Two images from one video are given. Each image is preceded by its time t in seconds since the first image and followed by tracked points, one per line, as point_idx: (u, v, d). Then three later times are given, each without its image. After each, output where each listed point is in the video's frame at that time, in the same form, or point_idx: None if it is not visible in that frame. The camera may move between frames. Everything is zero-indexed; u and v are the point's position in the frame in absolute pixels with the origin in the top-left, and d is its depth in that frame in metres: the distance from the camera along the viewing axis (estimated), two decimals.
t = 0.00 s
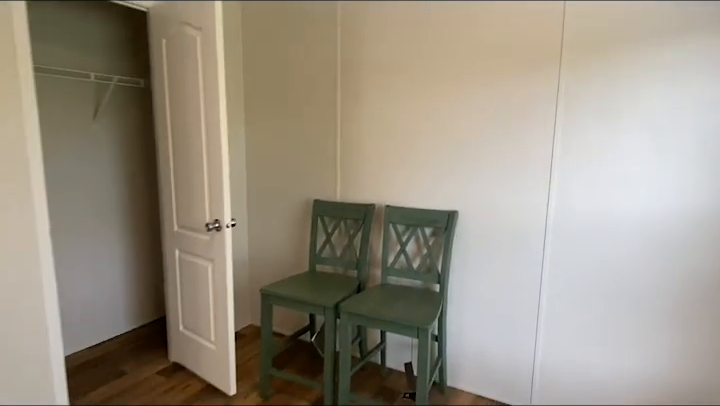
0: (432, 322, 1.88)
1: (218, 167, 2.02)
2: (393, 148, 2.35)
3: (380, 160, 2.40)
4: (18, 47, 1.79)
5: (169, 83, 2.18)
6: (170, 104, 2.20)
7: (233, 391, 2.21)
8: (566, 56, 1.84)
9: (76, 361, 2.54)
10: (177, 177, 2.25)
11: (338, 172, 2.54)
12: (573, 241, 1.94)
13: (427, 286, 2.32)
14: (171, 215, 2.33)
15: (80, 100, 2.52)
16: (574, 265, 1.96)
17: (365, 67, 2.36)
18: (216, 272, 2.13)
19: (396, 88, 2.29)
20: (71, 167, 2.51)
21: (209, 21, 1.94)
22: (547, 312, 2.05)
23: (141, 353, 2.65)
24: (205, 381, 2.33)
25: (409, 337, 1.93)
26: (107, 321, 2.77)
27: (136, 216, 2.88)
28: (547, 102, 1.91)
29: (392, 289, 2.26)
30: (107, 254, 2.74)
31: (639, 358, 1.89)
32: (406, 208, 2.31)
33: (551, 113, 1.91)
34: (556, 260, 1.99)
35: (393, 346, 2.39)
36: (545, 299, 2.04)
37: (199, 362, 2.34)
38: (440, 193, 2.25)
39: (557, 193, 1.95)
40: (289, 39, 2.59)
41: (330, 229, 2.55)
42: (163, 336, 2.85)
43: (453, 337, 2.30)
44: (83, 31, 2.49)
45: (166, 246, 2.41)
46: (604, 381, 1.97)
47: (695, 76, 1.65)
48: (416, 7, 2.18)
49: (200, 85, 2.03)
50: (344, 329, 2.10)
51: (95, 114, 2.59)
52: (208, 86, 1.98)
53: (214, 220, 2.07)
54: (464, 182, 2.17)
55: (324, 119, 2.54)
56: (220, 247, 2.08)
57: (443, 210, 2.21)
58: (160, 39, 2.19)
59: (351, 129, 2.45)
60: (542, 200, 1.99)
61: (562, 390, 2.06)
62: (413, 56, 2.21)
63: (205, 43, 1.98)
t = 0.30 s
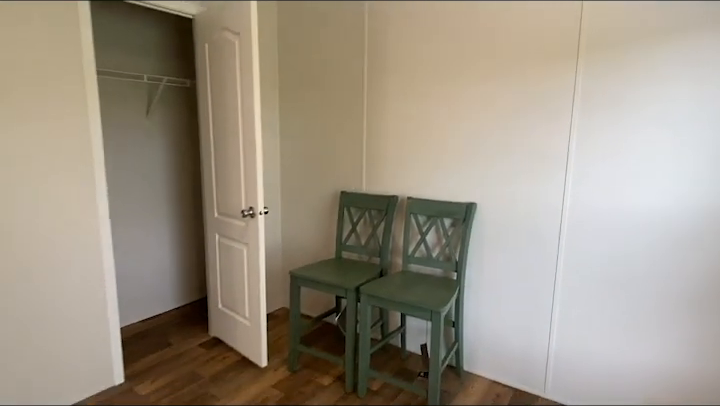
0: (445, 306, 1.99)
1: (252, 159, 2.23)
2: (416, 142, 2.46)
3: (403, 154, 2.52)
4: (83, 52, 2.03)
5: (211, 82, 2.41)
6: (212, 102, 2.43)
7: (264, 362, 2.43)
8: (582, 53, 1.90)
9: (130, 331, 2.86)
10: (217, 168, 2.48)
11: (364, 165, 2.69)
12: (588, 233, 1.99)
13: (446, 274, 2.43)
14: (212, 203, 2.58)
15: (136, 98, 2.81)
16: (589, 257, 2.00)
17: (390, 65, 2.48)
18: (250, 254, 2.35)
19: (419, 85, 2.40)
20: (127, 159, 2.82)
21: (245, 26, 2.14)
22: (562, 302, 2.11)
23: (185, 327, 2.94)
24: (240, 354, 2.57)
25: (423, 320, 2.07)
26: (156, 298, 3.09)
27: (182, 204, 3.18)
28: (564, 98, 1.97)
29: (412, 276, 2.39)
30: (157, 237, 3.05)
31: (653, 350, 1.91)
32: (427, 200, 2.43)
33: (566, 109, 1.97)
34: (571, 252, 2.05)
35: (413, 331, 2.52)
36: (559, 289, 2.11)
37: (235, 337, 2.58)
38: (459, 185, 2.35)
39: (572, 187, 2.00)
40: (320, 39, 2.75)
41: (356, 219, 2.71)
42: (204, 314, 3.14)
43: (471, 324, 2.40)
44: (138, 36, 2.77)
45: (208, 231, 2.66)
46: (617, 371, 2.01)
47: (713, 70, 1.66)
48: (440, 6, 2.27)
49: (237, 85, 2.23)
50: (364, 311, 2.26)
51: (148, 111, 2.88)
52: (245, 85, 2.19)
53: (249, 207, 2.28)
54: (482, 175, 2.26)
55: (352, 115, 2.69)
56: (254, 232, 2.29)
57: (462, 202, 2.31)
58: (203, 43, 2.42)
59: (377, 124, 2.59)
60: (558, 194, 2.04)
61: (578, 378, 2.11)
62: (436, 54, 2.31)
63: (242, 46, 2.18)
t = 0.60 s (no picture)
0: (459, 294, 2.08)
1: (279, 152, 2.38)
2: (437, 136, 2.53)
3: (424, 148, 2.60)
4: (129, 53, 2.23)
5: (243, 81, 2.59)
6: (244, 99, 2.60)
7: (289, 342, 2.60)
8: (602, 47, 1.91)
9: (169, 311, 3.11)
10: (249, 161, 2.66)
11: (387, 158, 2.79)
12: (605, 226, 2.01)
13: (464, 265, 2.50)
14: (244, 193, 2.76)
15: (176, 95, 3.04)
16: (606, 250, 2.02)
17: (412, 61, 2.56)
18: (277, 241, 2.51)
19: (440, 80, 2.46)
20: (168, 152, 3.06)
21: (274, 27, 2.28)
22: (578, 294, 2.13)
23: (219, 309, 3.16)
24: (268, 334, 2.75)
25: (437, 307, 2.17)
26: (193, 281, 3.33)
27: (217, 194, 3.39)
28: (582, 94, 1.99)
29: (430, 265, 2.48)
30: (194, 225, 3.29)
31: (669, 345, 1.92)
32: (447, 193, 2.50)
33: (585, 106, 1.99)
34: (587, 245, 2.07)
35: (431, 318, 2.61)
36: (576, 281, 2.13)
37: (263, 318, 2.77)
38: (478, 178, 2.40)
39: (590, 180, 2.02)
40: (345, 36, 2.86)
41: (378, 210, 2.82)
42: (236, 297, 3.35)
43: (488, 314, 2.46)
44: (178, 38, 2.98)
45: (240, 220, 2.85)
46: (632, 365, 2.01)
47: None
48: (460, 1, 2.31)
49: (267, 83, 2.39)
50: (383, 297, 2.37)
51: (187, 108, 3.10)
52: (273, 83, 2.34)
53: (277, 197, 2.44)
54: (501, 168, 2.31)
55: (376, 110, 2.79)
56: (281, 220, 2.45)
57: (480, 195, 2.36)
58: (237, 43, 2.59)
59: (400, 119, 2.68)
60: (576, 188, 2.07)
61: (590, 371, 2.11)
62: (456, 48, 2.35)
63: (271, 47, 2.33)
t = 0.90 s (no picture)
0: (472, 287, 2.12)
1: (300, 147, 2.49)
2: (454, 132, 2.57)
3: (441, 144, 2.65)
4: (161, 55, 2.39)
5: (267, 79, 2.70)
6: (268, 96, 2.72)
7: (309, 329, 2.72)
8: (619, 44, 1.92)
9: (197, 297, 3.29)
10: (272, 156, 2.78)
11: (405, 153, 2.84)
12: (622, 221, 2.01)
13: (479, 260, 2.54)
14: (267, 187, 2.89)
15: (206, 94, 3.20)
16: (622, 244, 2.03)
17: (431, 58, 2.60)
18: (297, 233, 2.62)
19: (459, 77, 2.49)
20: (198, 147, 3.22)
21: (297, 27, 2.38)
22: (594, 288, 2.13)
23: (243, 297, 3.31)
24: (289, 322, 2.88)
25: (450, 299, 2.22)
26: (219, 270, 3.50)
27: (243, 188, 3.54)
28: (599, 86, 2.01)
29: (445, 259, 2.53)
30: (221, 216, 3.45)
31: (685, 343, 1.91)
32: (463, 188, 2.54)
33: (602, 96, 2.00)
34: (603, 241, 2.08)
35: (445, 311, 2.66)
36: (591, 275, 2.13)
37: (284, 307, 2.89)
38: (494, 174, 2.43)
39: (607, 175, 2.03)
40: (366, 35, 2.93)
41: (396, 205, 2.89)
42: (260, 286, 3.50)
43: (503, 308, 2.49)
44: (206, 38, 3.13)
45: (263, 212, 2.98)
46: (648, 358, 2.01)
47: None
48: None
49: (290, 81, 2.49)
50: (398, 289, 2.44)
51: (215, 105, 3.25)
52: (295, 81, 2.44)
53: (298, 191, 2.55)
54: (518, 163, 2.32)
55: (395, 107, 2.86)
56: (301, 213, 2.56)
57: (496, 191, 2.39)
58: (262, 43, 2.71)
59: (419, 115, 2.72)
60: (592, 185, 2.08)
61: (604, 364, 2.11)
62: (472, 45, 2.38)
63: (293, 46, 2.43)
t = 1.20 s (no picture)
0: (486, 286, 2.15)
1: (319, 147, 2.56)
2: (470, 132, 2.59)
3: (457, 144, 2.68)
4: (188, 59, 2.50)
5: (288, 81, 2.78)
6: (289, 97, 2.80)
7: (326, 324, 2.79)
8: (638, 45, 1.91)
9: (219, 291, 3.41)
10: (292, 155, 2.86)
11: (423, 153, 2.88)
12: (640, 221, 2.01)
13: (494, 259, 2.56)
14: (287, 185, 2.98)
15: (229, 94, 3.31)
16: (639, 245, 2.03)
17: (449, 58, 2.62)
18: (316, 230, 2.70)
19: (476, 77, 2.51)
20: (222, 146, 3.34)
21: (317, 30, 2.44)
22: (610, 289, 2.13)
23: (264, 291, 3.42)
24: (307, 316, 2.96)
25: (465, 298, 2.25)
26: (241, 265, 3.62)
27: (264, 185, 3.65)
28: (617, 87, 2.00)
29: (461, 258, 2.56)
30: (243, 213, 3.56)
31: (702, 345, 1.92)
32: (480, 188, 2.56)
33: (620, 96, 2.00)
34: (619, 243, 2.08)
35: (460, 309, 2.68)
36: (608, 276, 2.13)
37: (303, 301, 2.98)
38: (511, 174, 2.44)
39: (624, 177, 2.03)
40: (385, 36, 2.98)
41: (413, 204, 2.93)
42: (280, 281, 3.60)
43: (518, 308, 2.50)
44: (231, 41, 3.23)
45: (283, 210, 3.07)
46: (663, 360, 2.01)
47: None
48: None
49: (310, 82, 2.56)
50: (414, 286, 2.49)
51: (239, 105, 3.36)
52: (314, 83, 2.51)
53: (317, 189, 2.62)
54: (534, 163, 2.33)
55: (412, 107, 2.90)
56: (320, 211, 2.63)
57: (512, 191, 2.40)
58: (283, 45, 2.79)
59: (437, 116, 2.75)
60: (609, 186, 2.08)
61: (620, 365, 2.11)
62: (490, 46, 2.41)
63: (314, 49, 2.50)
